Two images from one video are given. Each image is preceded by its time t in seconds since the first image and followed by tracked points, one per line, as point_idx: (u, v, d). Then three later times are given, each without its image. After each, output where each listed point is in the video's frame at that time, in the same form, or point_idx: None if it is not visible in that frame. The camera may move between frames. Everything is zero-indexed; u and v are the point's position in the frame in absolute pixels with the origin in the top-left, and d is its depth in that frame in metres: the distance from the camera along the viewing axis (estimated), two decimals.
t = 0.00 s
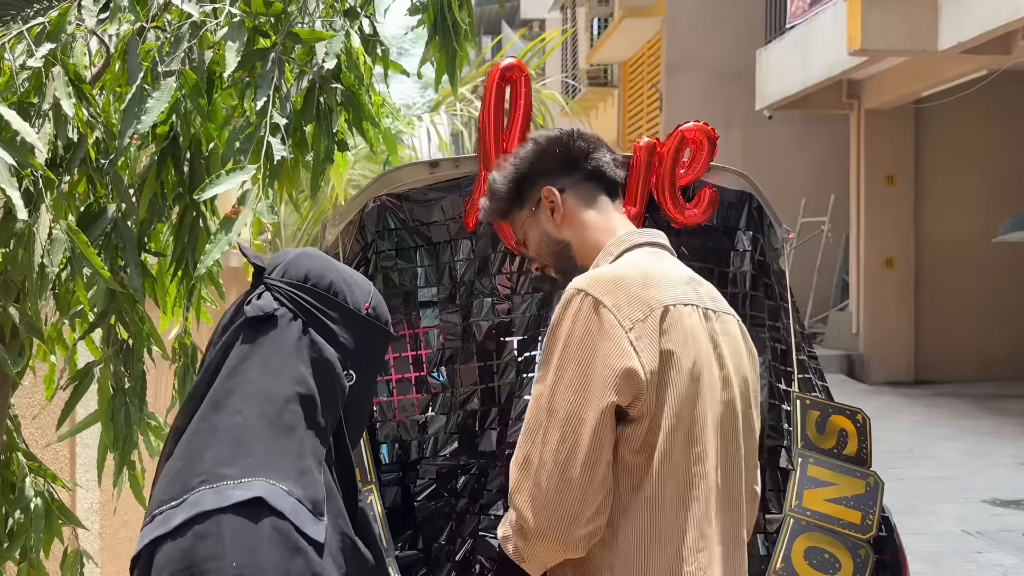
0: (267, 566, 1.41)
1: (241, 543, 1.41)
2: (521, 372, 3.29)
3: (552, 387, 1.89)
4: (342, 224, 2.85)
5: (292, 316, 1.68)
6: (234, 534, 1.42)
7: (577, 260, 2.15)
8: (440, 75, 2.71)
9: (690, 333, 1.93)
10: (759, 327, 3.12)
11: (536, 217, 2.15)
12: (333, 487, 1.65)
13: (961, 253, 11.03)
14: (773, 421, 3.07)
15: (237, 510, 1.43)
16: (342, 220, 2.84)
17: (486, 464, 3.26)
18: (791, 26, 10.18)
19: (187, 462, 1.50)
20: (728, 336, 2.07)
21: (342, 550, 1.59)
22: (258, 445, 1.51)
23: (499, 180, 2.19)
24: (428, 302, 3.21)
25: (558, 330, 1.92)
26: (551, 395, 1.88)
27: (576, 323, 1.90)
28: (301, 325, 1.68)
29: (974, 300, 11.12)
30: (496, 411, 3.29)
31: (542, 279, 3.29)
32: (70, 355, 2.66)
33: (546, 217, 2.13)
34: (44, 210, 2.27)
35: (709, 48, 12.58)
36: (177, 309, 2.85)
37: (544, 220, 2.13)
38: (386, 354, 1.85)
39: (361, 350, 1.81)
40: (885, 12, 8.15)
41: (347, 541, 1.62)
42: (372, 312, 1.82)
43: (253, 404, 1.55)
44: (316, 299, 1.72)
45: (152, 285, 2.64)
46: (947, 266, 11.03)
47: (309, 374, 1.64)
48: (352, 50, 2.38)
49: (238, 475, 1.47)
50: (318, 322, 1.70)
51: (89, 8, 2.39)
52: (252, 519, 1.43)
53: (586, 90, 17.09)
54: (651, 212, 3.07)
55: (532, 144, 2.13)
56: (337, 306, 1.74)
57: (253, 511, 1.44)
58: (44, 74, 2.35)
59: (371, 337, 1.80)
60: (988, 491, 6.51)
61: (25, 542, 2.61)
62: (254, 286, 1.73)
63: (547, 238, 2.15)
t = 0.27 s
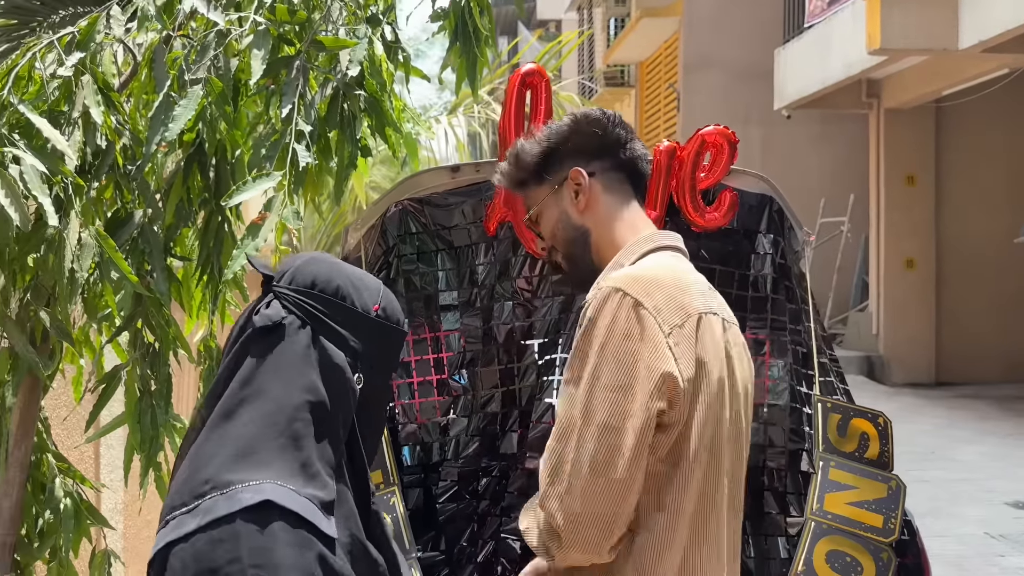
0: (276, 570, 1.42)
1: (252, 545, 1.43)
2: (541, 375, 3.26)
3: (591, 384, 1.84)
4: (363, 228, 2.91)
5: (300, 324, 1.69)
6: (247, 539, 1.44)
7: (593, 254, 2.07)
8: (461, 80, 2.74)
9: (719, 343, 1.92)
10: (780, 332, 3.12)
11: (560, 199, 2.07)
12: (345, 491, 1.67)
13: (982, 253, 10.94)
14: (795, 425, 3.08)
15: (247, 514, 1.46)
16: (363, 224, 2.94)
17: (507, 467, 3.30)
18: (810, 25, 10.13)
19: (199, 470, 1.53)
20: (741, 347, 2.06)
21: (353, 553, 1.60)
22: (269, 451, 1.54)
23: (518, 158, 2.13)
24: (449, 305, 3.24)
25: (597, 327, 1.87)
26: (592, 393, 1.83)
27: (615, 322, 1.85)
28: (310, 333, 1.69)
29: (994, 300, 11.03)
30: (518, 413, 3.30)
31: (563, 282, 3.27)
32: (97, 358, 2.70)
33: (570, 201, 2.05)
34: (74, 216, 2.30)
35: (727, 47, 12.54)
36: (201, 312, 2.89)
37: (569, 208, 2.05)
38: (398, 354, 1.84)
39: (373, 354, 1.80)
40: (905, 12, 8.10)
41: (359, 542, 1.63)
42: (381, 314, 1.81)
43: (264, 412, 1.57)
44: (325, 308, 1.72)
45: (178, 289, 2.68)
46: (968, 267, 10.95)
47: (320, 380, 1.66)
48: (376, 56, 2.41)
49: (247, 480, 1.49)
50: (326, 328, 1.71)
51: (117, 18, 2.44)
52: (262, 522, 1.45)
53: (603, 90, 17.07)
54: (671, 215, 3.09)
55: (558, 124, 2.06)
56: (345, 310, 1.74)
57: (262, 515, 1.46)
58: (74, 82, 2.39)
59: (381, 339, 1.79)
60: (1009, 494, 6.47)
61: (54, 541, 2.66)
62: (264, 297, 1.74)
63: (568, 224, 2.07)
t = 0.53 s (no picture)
0: (248, 564, 1.52)
1: (230, 539, 1.53)
2: (556, 381, 3.26)
3: (655, 389, 1.59)
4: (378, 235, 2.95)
5: (298, 330, 1.76)
6: (227, 530, 1.54)
7: (598, 258, 1.93)
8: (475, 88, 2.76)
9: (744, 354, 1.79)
10: (794, 337, 3.11)
11: (568, 194, 1.94)
12: (343, 490, 1.72)
13: (1001, 256, 10.84)
14: (810, 431, 3.08)
15: (229, 509, 1.56)
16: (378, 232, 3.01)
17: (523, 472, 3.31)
18: (825, 27, 10.09)
19: (199, 466, 1.64)
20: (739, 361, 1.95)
21: (345, 552, 1.65)
22: (261, 450, 1.63)
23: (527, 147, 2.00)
24: (463, 311, 3.26)
25: (658, 326, 1.64)
26: (661, 399, 1.58)
27: (671, 323, 1.63)
28: (309, 339, 1.76)
29: (1013, 303, 10.93)
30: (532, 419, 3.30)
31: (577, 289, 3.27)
32: (117, 364, 2.74)
33: (579, 198, 1.92)
34: (94, 225, 2.34)
35: (741, 50, 12.51)
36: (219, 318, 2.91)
37: (579, 210, 1.93)
38: (398, 358, 1.85)
39: (375, 360, 1.82)
40: (922, 13, 8.05)
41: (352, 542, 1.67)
42: (382, 318, 1.83)
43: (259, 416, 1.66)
44: (319, 314, 1.78)
45: (196, 296, 2.72)
46: (986, 269, 10.85)
47: (318, 384, 1.72)
48: (390, 65, 2.44)
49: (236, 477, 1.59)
50: (323, 334, 1.76)
51: (137, 29, 2.50)
52: (240, 519, 1.55)
53: (617, 94, 17.07)
54: (684, 222, 3.11)
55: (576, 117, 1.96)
56: (341, 317, 1.78)
57: (243, 511, 1.56)
58: (95, 92, 2.43)
59: (381, 343, 1.82)
60: None
61: (75, 545, 2.70)
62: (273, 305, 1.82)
63: (574, 222, 1.93)
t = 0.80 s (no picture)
0: (256, 536, 1.51)
1: (241, 510, 1.53)
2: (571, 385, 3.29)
3: (748, 388, 1.48)
4: (395, 239, 2.99)
5: (307, 329, 1.78)
6: (238, 502, 1.54)
7: (606, 261, 1.80)
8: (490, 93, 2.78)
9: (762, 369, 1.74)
10: (811, 340, 3.12)
11: (591, 185, 1.77)
12: (354, 478, 1.70)
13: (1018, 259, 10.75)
14: (827, 435, 3.05)
15: (243, 482, 1.56)
16: (394, 237, 2.98)
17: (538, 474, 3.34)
18: (839, 30, 10.06)
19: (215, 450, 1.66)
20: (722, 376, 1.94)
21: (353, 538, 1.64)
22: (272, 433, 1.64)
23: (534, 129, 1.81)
24: (478, 314, 3.28)
25: (744, 325, 1.52)
26: (758, 392, 1.48)
27: (752, 326, 1.53)
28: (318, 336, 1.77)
29: None
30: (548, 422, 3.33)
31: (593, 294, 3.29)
32: (136, 367, 2.76)
33: (604, 192, 1.77)
34: (115, 229, 2.36)
35: (755, 53, 12.48)
36: (237, 322, 2.94)
37: (610, 207, 1.78)
38: (413, 353, 1.83)
39: (382, 358, 1.81)
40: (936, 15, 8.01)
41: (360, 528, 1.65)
42: (389, 317, 1.83)
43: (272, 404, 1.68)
44: (326, 313, 1.79)
45: (214, 300, 2.75)
46: (1003, 272, 10.76)
47: (328, 376, 1.73)
48: (407, 71, 2.46)
49: (247, 455, 1.60)
50: (331, 332, 1.77)
51: (156, 36, 2.52)
52: (253, 490, 1.55)
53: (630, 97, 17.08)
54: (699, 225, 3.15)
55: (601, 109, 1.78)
56: (349, 314, 1.78)
57: (255, 484, 1.56)
58: (115, 99, 2.45)
59: (392, 341, 1.81)
60: None
61: (94, 547, 2.72)
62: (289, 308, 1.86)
63: (597, 216, 1.77)
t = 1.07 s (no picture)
0: (239, 529, 1.57)
1: (220, 500, 1.60)
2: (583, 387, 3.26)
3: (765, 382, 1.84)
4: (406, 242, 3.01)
5: (279, 338, 1.91)
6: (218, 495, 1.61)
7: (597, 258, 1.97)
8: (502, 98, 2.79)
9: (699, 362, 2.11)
10: (823, 345, 3.11)
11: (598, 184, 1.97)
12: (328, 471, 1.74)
13: None
14: (838, 439, 3.07)
15: (224, 476, 1.63)
16: (405, 241, 3.01)
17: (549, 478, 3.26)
18: (849, 33, 10.03)
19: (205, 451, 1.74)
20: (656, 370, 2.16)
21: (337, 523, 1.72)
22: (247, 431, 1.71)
23: (543, 118, 1.96)
24: (490, 317, 3.28)
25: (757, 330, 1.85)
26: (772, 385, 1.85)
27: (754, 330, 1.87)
28: (283, 344, 1.89)
29: None
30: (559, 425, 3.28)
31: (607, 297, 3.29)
32: (150, 371, 2.78)
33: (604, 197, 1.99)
34: (130, 234, 2.38)
35: (765, 56, 12.47)
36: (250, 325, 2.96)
37: (605, 208, 1.99)
38: (375, 342, 1.85)
39: (331, 350, 1.83)
40: (947, 19, 8.00)
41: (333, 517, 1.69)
42: (334, 309, 1.84)
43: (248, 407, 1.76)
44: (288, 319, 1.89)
45: (228, 303, 2.77)
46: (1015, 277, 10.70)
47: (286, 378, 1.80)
48: (419, 77, 2.47)
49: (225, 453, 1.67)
50: (293, 336, 1.88)
51: (171, 42, 2.54)
52: (231, 482, 1.61)
53: (639, 101, 17.08)
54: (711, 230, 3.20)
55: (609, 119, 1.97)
56: (300, 315, 1.86)
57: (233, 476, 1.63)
58: (131, 104, 2.47)
59: (336, 332, 1.82)
60: None
61: (108, 549, 2.75)
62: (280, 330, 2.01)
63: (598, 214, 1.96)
